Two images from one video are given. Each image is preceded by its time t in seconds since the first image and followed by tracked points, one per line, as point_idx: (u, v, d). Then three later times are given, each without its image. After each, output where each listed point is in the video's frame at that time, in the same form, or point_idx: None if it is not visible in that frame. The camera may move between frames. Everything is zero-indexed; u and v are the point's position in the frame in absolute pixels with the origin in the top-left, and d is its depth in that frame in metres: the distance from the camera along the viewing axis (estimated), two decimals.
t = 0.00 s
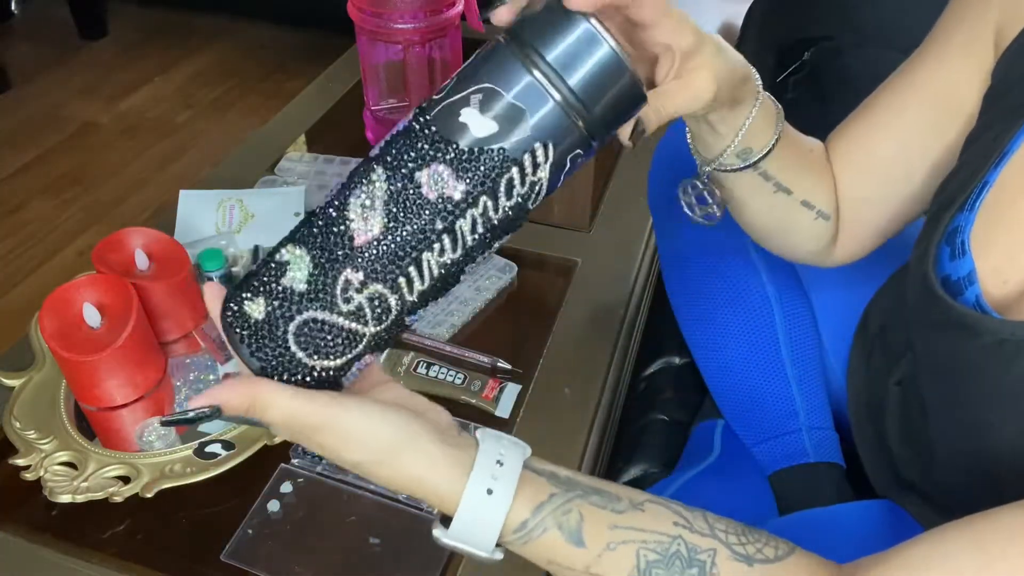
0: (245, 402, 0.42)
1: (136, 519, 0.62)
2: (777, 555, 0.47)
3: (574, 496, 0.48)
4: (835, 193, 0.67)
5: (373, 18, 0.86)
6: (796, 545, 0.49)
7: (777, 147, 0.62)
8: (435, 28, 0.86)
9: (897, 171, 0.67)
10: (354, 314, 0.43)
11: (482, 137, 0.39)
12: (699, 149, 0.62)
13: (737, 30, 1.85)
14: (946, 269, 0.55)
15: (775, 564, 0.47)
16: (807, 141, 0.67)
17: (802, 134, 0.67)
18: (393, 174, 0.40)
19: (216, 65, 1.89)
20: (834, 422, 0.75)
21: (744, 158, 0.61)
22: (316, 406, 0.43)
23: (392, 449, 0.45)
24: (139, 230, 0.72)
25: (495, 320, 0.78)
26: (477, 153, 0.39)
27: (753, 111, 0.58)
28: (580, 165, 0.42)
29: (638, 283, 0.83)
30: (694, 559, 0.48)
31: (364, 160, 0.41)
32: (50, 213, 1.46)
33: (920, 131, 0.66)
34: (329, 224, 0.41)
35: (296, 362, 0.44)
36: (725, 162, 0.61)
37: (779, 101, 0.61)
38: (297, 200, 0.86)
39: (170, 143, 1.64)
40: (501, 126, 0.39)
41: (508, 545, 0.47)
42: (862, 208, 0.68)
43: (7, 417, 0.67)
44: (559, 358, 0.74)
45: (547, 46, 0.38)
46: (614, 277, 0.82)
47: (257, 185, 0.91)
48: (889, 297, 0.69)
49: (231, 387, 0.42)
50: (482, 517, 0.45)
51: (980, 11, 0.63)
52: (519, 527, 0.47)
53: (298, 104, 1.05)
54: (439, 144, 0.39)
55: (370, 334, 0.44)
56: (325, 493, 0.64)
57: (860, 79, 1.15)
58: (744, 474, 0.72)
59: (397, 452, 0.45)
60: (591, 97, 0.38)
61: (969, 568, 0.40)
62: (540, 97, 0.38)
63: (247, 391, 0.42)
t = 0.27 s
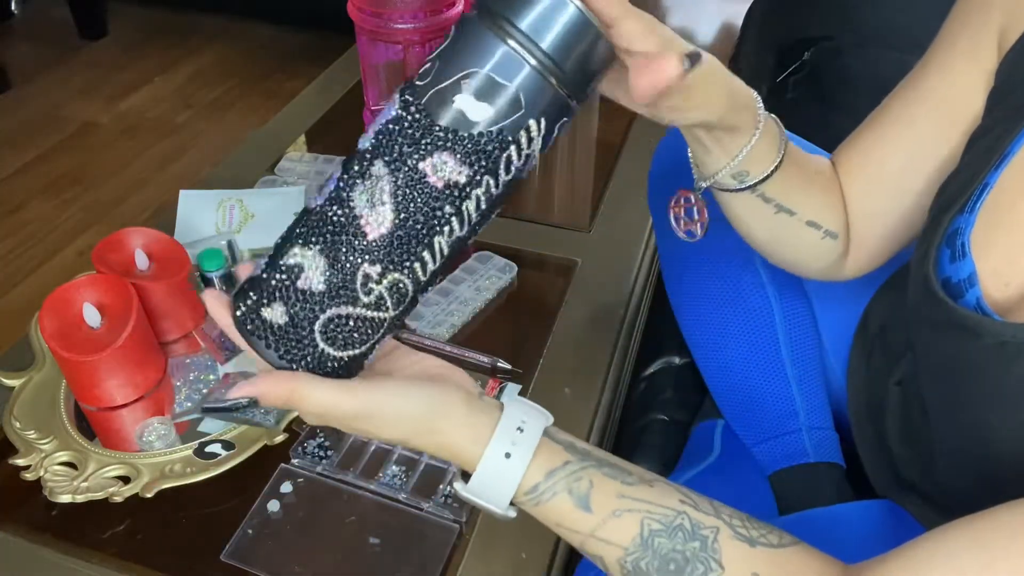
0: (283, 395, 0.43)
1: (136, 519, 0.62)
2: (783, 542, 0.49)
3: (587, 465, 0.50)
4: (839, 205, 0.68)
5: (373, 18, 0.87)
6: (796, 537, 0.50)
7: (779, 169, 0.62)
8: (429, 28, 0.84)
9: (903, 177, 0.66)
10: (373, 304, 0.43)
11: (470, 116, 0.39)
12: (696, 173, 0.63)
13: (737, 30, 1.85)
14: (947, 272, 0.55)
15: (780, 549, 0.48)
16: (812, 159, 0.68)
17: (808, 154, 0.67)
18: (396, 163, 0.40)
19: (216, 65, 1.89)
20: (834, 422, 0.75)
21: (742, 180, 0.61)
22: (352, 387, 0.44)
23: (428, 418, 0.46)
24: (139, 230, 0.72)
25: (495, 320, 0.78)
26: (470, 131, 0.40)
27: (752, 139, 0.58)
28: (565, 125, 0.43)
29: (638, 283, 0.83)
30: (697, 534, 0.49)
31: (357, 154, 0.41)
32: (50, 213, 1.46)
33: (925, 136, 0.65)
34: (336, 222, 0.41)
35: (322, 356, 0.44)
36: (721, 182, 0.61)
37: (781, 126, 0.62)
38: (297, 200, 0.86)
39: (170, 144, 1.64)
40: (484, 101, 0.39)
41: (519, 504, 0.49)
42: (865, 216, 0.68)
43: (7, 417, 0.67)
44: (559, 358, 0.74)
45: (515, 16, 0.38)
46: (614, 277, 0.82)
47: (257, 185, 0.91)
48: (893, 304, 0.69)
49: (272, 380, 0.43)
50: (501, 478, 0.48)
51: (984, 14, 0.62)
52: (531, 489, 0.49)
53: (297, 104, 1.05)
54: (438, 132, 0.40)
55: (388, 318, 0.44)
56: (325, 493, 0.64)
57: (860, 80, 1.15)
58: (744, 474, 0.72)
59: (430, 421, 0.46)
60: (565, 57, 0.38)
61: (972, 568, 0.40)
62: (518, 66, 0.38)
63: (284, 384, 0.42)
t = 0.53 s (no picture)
0: (295, 373, 0.42)
1: (136, 519, 0.62)
2: (784, 548, 0.49)
3: (587, 474, 0.50)
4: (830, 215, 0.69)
5: (372, 18, 0.87)
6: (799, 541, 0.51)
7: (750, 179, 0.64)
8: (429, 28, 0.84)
9: (904, 181, 0.66)
10: (380, 271, 0.42)
11: (447, 70, 0.39)
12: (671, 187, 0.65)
13: (737, 30, 1.84)
14: (950, 278, 0.54)
15: (781, 555, 0.48)
16: (792, 174, 0.69)
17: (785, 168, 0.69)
18: (391, 126, 0.40)
19: (216, 66, 1.89)
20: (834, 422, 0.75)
21: (716, 190, 0.63)
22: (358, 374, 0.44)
23: (431, 422, 0.46)
24: (139, 230, 0.72)
25: (494, 320, 0.78)
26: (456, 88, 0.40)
27: (716, 147, 0.61)
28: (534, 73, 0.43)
29: (638, 283, 0.83)
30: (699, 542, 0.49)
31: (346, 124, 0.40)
32: (50, 214, 1.46)
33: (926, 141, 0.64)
34: (336, 192, 0.40)
35: (333, 331, 0.43)
36: (696, 196, 0.64)
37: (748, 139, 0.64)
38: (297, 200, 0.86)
39: (170, 144, 1.64)
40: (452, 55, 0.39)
41: (520, 515, 0.49)
42: (863, 222, 0.68)
43: (7, 417, 0.67)
44: (559, 358, 0.74)
45: None
46: (614, 276, 0.82)
47: (257, 185, 0.91)
48: (895, 309, 0.68)
49: (283, 359, 0.41)
50: (501, 488, 0.47)
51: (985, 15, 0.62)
52: (532, 499, 0.48)
53: (298, 104, 1.05)
54: (429, 91, 0.39)
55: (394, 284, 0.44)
56: (325, 493, 0.64)
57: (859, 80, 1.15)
58: (744, 474, 0.72)
59: (431, 425, 0.46)
60: None
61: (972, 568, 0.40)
62: (480, 13, 0.38)
63: (295, 360, 0.41)
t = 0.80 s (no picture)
0: (304, 363, 0.42)
1: (136, 519, 0.62)
2: (803, 549, 0.49)
3: (609, 479, 0.49)
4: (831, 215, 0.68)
5: (372, 18, 0.87)
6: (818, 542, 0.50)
7: (742, 193, 0.64)
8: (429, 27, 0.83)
9: (906, 180, 0.65)
10: (385, 293, 0.44)
11: (459, 108, 0.39)
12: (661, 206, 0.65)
13: (737, 30, 1.84)
14: (956, 273, 0.55)
15: (805, 555, 0.48)
16: (787, 179, 0.69)
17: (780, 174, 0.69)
18: (405, 162, 0.39)
19: (216, 66, 1.89)
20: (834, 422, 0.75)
21: (707, 208, 0.63)
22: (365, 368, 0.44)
23: (433, 425, 0.46)
24: (139, 230, 0.72)
25: (494, 320, 0.79)
26: (464, 128, 0.39)
27: (705, 164, 0.60)
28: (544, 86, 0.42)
29: (638, 283, 0.83)
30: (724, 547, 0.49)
31: (359, 155, 0.39)
32: (50, 213, 1.46)
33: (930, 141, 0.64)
34: (351, 227, 0.40)
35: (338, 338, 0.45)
36: (687, 212, 0.63)
37: (734, 149, 0.64)
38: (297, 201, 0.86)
39: (170, 144, 1.64)
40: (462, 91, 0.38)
41: (544, 522, 0.47)
42: (869, 220, 0.67)
43: (7, 417, 0.67)
44: (559, 358, 0.74)
45: None
46: (614, 276, 0.82)
47: (257, 185, 0.91)
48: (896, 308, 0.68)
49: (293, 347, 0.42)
50: (526, 493, 0.45)
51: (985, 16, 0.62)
52: (557, 505, 0.47)
53: (298, 104, 1.05)
54: (446, 137, 0.39)
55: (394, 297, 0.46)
56: (325, 493, 0.64)
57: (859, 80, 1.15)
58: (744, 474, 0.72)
59: (436, 428, 0.46)
60: (540, 34, 0.37)
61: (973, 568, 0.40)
62: (497, 48, 0.37)
63: (305, 351, 0.42)
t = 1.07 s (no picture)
0: (407, 413, 0.46)
1: (136, 519, 0.62)
2: (902, 543, 0.49)
3: (710, 498, 0.50)
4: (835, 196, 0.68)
5: (372, 18, 0.87)
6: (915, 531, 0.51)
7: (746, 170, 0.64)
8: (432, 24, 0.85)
9: (912, 172, 0.65)
10: (454, 316, 0.45)
11: (489, 125, 0.38)
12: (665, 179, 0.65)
13: (737, 30, 1.84)
14: (970, 253, 0.54)
15: (903, 551, 0.49)
16: (793, 158, 0.69)
17: (790, 154, 0.69)
18: (457, 197, 0.40)
19: (216, 66, 1.89)
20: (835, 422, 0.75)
21: (711, 183, 0.63)
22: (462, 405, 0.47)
23: (540, 459, 0.47)
24: (139, 230, 0.72)
25: (494, 320, 0.79)
26: (505, 147, 0.39)
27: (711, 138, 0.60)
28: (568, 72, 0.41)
29: (638, 282, 0.83)
30: (828, 550, 0.49)
31: (409, 201, 0.40)
32: (50, 213, 1.46)
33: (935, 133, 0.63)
34: (415, 269, 0.41)
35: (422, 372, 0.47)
36: (691, 188, 0.64)
37: (740, 127, 0.64)
38: (297, 201, 0.86)
39: (170, 144, 1.64)
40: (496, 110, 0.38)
41: (653, 547, 0.49)
42: (872, 212, 0.67)
43: (7, 417, 0.67)
44: (559, 358, 0.74)
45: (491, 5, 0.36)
46: (615, 276, 0.82)
47: (257, 185, 0.91)
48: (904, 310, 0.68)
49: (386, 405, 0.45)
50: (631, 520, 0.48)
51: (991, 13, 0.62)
52: (663, 531, 0.49)
53: (298, 104, 1.05)
54: (488, 162, 0.39)
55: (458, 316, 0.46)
56: (325, 493, 0.64)
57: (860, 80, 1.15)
58: (744, 473, 0.72)
59: (543, 461, 0.47)
60: (551, 34, 0.37)
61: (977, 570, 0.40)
62: (508, 60, 0.37)
63: (402, 400, 0.45)
